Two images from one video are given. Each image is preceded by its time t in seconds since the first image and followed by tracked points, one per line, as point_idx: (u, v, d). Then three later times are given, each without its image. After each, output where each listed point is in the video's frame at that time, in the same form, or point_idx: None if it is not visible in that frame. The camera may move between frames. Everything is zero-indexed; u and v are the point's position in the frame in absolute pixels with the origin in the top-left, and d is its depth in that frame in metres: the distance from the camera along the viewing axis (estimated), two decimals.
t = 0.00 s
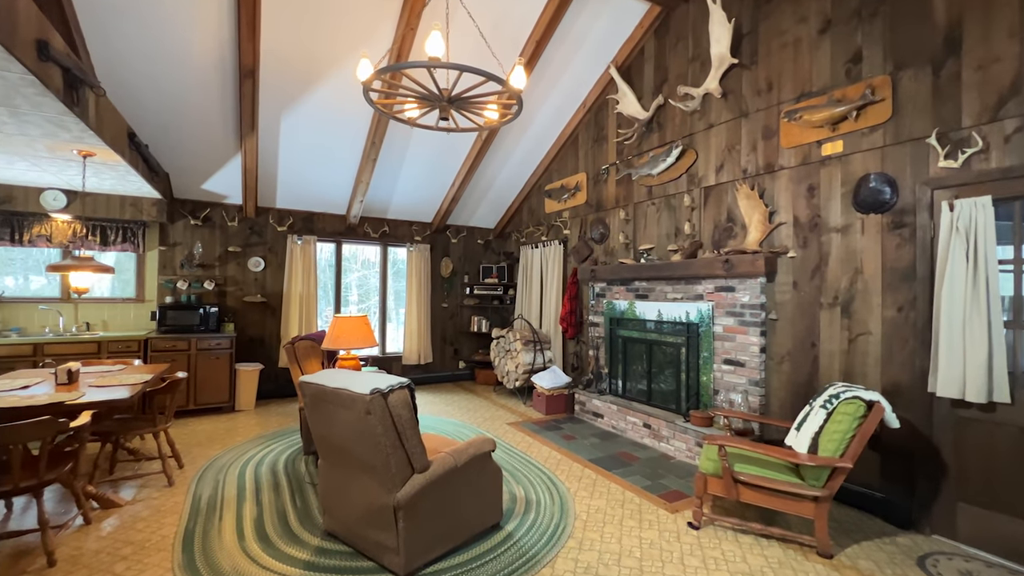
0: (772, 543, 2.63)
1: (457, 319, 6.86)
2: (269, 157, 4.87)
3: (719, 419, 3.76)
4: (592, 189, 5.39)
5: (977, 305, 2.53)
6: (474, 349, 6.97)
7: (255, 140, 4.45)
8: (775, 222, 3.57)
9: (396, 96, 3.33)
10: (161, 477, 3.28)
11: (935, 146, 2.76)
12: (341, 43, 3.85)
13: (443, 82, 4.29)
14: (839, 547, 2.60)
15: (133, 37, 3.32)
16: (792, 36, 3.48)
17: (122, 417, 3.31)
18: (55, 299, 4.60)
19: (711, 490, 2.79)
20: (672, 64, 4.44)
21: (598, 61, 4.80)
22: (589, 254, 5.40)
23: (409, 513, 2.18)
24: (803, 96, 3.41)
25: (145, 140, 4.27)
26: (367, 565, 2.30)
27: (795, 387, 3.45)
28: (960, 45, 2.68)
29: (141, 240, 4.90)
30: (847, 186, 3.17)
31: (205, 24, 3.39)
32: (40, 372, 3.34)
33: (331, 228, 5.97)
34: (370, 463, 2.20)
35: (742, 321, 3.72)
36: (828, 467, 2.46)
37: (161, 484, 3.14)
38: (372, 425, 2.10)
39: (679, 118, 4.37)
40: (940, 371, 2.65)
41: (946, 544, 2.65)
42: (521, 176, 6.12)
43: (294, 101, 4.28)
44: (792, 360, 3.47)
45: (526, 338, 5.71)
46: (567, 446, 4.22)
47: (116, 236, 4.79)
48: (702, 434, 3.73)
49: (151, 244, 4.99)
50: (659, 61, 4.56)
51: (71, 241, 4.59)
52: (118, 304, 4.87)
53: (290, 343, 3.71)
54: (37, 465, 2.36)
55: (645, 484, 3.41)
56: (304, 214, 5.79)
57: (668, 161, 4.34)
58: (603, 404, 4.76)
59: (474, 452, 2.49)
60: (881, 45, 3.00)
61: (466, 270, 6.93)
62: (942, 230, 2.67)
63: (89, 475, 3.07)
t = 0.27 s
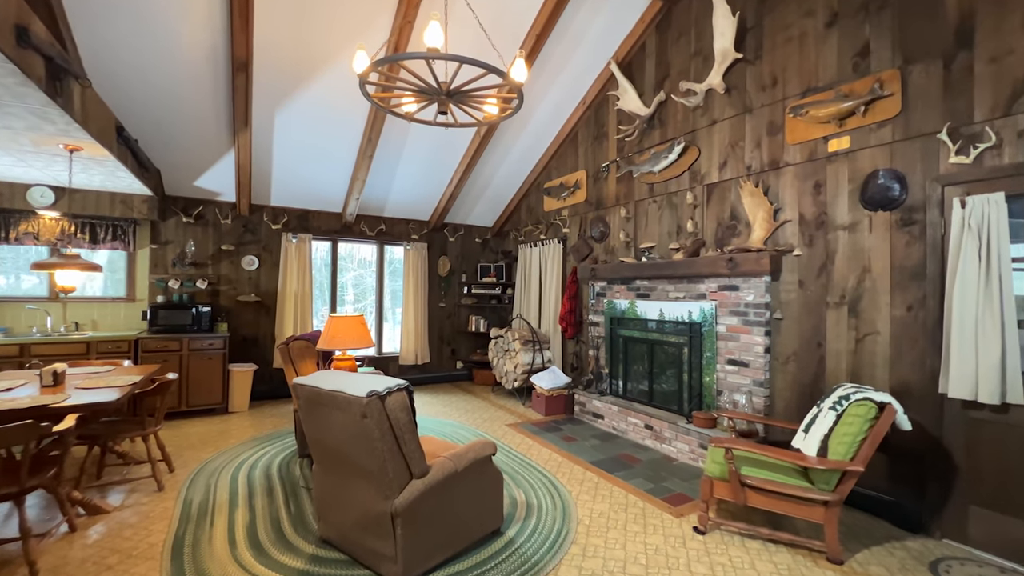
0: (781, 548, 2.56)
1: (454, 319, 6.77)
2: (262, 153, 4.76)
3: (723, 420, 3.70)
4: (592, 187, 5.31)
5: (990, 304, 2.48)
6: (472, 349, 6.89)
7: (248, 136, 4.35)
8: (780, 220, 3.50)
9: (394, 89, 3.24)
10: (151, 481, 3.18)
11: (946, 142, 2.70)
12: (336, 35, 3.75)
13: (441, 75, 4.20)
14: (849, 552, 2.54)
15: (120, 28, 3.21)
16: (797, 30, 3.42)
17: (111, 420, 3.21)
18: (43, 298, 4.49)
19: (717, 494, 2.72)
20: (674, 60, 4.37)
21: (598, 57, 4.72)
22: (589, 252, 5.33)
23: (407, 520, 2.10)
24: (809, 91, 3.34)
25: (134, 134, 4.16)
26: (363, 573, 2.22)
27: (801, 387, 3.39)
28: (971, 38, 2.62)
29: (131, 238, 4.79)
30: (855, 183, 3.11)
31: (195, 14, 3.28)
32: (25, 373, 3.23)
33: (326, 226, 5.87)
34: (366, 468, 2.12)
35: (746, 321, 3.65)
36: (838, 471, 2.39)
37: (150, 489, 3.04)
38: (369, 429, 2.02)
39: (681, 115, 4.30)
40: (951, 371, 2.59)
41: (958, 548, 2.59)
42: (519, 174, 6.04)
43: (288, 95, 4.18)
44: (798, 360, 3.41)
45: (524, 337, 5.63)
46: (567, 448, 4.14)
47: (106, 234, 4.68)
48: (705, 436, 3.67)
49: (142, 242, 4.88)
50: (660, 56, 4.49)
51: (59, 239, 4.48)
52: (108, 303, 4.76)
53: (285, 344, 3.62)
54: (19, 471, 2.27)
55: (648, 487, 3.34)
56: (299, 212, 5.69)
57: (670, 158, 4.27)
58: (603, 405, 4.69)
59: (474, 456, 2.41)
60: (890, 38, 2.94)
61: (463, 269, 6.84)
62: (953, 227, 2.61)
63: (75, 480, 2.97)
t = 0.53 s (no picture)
0: (790, 556, 2.48)
1: (450, 319, 6.66)
2: (253, 148, 4.63)
3: (727, 422, 3.62)
4: (591, 184, 5.22)
5: (1005, 304, 2.40)
6: (468, 349, 6.78)
7: (237, 130, 4.21)
8: (785, 218, 3.43)
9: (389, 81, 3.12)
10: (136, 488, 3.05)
11: (959, 137, 2.63)
12: (329, 26, 3.62)
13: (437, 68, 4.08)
14: (861, 559, 2.46)
15: (106, 20, 3.06)
16: (803, 24, 3.34)
17: (93, 425, 3.08)
18: (25, 298, 4.34)
19: (724, 500, 2.64)
20: (675, 55, 4.28)
21: (597, 52, 4.63)
22: (588, 251, 5.24)
23: (403, 531, 2.00)
24: (815, 86, 3.27)
25: (120, 129, 4.01)
26: None
27: (806, 389, 3.31)
28: (985, 30, 2.55)
29: (117, 236, 4.65)
30: (863, 179, 3.03)
31: (182, 4, 3.15)
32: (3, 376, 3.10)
33: (319, 224, 5.75)
34: (361, 477, 2.02)
35: (749, 321, 3.58)
36: (850, 476, 2.31)
37: (135, 497, 2.92)
38: (363, 436, 1.92)
39: (683, 111, 4.21)
40: (964, 373, 2.52)
41: (971, 555, 2.52)
42: (516, 171, 5.94)
43: (279, 88, 4.05)
44: (803, 361, 3.34)
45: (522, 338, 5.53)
46: (566, 451, 4.05)
47: (91, 232, 4.54)
48: (709, 438, 3.59)
49: (128, 240, 4.74)
50: (661, 51, 4.40)
51: (41, 237, 4.33)
52: (93, 303, 4.61)
53: (276, 345, 3.51)
54: None
55: (651, 491, 3.26)
56: (291, 209, 5.56)
57: (671, 155, 4.19)
58: (603, 406, 4.60)
59: (473, 463, 2.31)
60: (900, 31, 2.86)
61: (459, 268, 6.73)
62: (966, 225, 2.54)
63: (55, 488, 2.84)
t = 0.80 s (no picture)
0: (796, 563, 2.41)
1: (445, 318, 6.56)
2: (242, 144, 4.50)
3: (727, 424, 3.55)
4: (588, 182, 5.14)
5: (1016, 304, 2.34)
6: (463, 349, 6.68)
7: (225, 124, 4.09)
8: (788, 216, 3.36)
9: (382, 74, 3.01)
10: (118, 496, 2.94)
11: (967, 133, 2.56)
12: (319, 16, 3.50)
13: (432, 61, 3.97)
14: (868, 566, 2.40)
15: (82, 7, 2.94)
16: (806, 18, 3.27)
17: (73, 430, 2.96)
18: (5, 298, 4.20)
19: (727, 505, 2.56)
20: (675, 50, 4.21)
21: (595, 47, 4.55)
22: (585, 250, 5.16)
23: (396, 542, 1.91)
24: (818, 81, 3.20)
25: (101, 122, 3.87)
26: None
27: (809, 390, 3.25)
28: (994, 24, 2.49)
29: (101, 233, 4.52)
30: (867, 177, 2.97)
31: None
32: None
33: (311, 222, 5.63)
34: (352, 486, 1.92)
35: (751, 321, 3.51)
36: (858, 482, 2.24)
37: (117, 505, 2.81)
38: (354, 443, 1.82)
39: (682, 107, 4.14)
40: (973, 374, 2.46)
41: (979, 560, 2.46)
42: (512, 169, 5.85)
43: (269, 82, 3.93)
44: (806, 362, 3.27)
45: (518, 338, 5.44)
46: (564, 454, 3.97)
47: (73, 229, 4.40)
48: (709, 441, 3.52)
49: (113, 238, 4.60)
50: (661, 46, 4.33)
51: (21, 235, 4.19)
52: (76, 303, 4.48)
53: (265, 345, 3.41)
54: None
55: (651, 496, 3.18)
56: (282, 207, 5.43)
57: (671, 152, 4.12)
58: (600, 408, 4.53)
59: (470, 470, 2.22)
60: (906, 25, 2.80)
61: (454, 267, 6.63)
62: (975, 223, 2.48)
63: (32, 496, 2.72)
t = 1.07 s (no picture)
0: (802, 571, 2.34)
1: (438, 318, 6.46)
2: (230, 139, 4.37)
3: (727, 427, 3.49)
4: (584, 180, 5.06)
5: None
6: (457, 350, 6.58)
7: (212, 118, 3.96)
8: (790, 214, 3.30)
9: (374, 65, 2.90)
10: (97, 504, 2.82)
11: (975, 130, 2.51)
12: (309, 5, 3.38)
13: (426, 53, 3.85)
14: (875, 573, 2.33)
15: None
16: (808, 12, 3.21)
17: (50, 436, 2.83)
18: None
19: (731, 511, 2.49)
20: (673, 46, 4.14)
21: (593, 42, 4.47)
22: (581, 249, 5.08)
23: (388, 555, 1.81)
24: (821, 77, 3.14)
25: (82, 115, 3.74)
26: None
27: (811, 392, 3.19)
28: (1003, 18, 2.43)
29: (82, 231, 4.38)
30: (871, 174, 2.91)
31: None
32: None
33: (301, 220, 5.50)
34: (342, 496, 1.82)
35: (751, 321, 3.45)
36: (866, 487, 2.18)
37: (96, 514, 2.69)
38: (344, 451, 1.72)
39: (681, 103, 4.07)
40: (981, 376, 2.41)
41: (986, 566, 2.41)
42: (507, 167, 5.75)
43: (258, 74, 3.80)
44: (808, 363, 3.21)
45: (513, 338, 5.36)
46: (561, 457, 3.88)
47: (53, 227, 4.26)
48: (709, 443, 3.45)
49: (95, 236, 4.46)
50: (659, 42, 4.25)
51: None
52: (57, 303, 4.33)
53: (252, 347, 3.30)
54: None
55: (651, 500, 3.10)
56: (271, 205, 5.30)
57: (669, 149, 4.04)
58: (597, 409, 4.45)
59: (466, 477, 2.12)
60: (911, 19, 2.74)
61: (448, 266, 6.53)
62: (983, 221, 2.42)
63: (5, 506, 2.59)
